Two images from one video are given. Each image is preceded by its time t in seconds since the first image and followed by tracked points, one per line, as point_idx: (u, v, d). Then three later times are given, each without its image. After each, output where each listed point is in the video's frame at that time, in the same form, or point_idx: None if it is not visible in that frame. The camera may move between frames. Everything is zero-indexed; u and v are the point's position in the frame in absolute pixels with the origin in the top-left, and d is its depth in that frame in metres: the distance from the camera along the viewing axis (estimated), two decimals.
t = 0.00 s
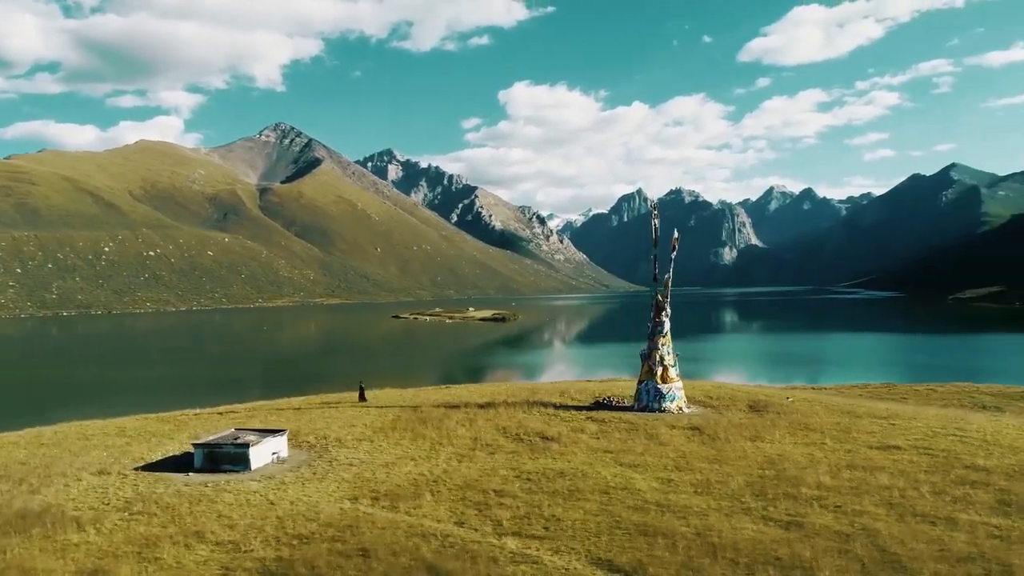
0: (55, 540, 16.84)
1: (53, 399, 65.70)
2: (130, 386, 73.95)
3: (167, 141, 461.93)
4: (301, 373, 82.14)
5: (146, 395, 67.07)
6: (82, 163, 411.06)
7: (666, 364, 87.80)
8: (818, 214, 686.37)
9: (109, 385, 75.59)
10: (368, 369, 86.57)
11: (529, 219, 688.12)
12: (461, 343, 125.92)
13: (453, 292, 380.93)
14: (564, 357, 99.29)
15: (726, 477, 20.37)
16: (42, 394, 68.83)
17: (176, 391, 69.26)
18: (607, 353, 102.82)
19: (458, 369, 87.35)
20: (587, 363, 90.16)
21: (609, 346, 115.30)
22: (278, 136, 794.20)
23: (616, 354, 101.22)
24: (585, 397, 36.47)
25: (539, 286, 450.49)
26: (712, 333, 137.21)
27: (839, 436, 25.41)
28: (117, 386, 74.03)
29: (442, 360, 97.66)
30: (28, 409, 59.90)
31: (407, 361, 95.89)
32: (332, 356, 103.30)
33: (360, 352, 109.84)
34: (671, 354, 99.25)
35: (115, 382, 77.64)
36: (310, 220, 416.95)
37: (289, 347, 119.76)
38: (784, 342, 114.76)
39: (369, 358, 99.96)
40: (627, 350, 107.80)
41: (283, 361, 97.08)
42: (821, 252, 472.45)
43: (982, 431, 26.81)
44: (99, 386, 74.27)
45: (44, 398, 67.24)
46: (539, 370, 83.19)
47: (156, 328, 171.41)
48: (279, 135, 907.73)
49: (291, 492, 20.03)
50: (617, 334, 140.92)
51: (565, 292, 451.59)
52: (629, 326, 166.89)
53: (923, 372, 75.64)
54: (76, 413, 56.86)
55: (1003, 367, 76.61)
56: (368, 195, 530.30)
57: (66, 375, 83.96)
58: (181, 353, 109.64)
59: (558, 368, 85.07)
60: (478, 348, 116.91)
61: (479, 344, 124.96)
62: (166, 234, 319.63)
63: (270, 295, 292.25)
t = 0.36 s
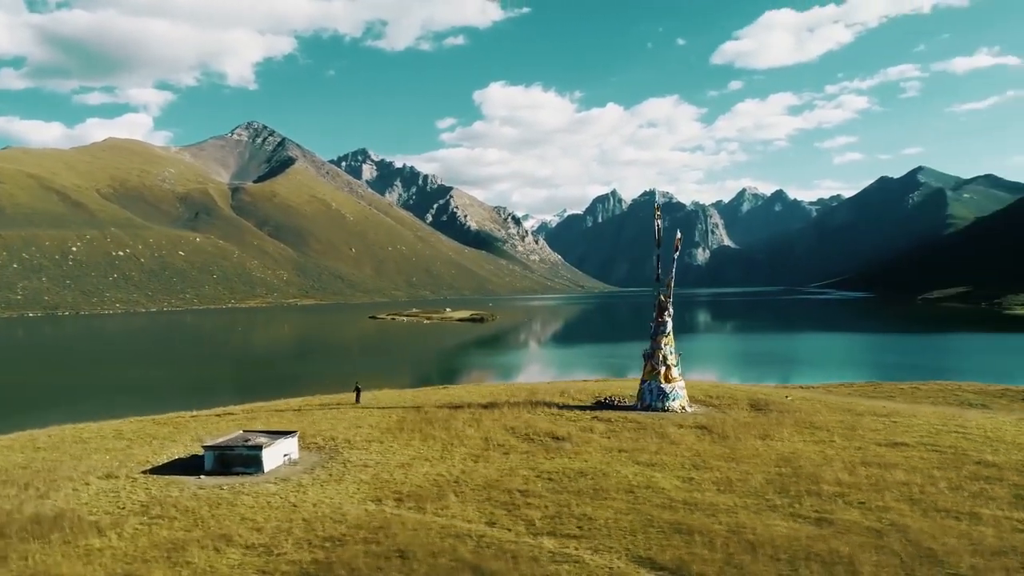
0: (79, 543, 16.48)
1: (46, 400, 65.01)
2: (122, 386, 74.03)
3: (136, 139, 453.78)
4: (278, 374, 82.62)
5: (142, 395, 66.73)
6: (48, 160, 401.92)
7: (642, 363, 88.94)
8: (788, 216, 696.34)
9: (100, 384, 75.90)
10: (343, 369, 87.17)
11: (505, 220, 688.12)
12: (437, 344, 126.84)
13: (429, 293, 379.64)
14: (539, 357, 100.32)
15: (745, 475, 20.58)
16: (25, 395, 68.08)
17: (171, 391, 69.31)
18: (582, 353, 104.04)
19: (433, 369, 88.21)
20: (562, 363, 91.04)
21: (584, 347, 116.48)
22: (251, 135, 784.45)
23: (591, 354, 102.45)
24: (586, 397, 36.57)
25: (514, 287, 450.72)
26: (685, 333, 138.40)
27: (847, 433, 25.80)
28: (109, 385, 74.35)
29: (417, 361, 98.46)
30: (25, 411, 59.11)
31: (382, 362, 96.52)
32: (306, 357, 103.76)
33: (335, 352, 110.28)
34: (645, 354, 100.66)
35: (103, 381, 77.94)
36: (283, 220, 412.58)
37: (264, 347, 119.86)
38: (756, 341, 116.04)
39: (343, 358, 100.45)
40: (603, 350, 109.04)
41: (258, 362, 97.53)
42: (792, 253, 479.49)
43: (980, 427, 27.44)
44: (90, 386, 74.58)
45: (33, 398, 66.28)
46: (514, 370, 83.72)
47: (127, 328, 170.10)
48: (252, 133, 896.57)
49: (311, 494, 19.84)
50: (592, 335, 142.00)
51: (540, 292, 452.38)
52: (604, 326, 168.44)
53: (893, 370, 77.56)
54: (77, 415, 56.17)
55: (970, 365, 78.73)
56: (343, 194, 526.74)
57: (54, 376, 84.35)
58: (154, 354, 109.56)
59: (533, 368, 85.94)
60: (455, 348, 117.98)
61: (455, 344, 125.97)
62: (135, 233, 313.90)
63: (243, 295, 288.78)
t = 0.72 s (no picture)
0: (103, 549, 16.12)
1: (46, 401, 64.74)
2: (119, 386, 74.04)
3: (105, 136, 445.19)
4: (254, 374, 82.61)
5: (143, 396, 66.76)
6: (13, 157, 392.16)
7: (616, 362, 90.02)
8: (760, 218, 705.73)
9: (83, 385, 75.66)
10: (318, 370, 87.28)
11: (480, 220, 687.19)
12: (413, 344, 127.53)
13: (404, 293, 378.12)
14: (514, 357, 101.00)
15: (763, 472, 20.82)
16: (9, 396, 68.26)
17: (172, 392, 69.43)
18: (557, 353, 104.72)
19: (410, 369, 88.79)
20: (537, 363, 91.75)
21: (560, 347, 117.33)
22: (223, 134, 774.30)
23: (567, 354, 103.29)
24: (586, 397, 36.69)
25: (490, 288, 450.42)
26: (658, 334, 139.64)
27: (853, 432, 26.19)
28: (107, 386, 74.35)
29: (392, 361, 98.84)
30: (29, 413, 58.76)
31: (357, 362, 96.68)
32: (280, 357, 103.78)
33: (310, 352, 110.16)
34: (618, 353, 101.75)
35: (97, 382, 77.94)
36: (257, 219, 407.88)
37: (237, 348, 119.24)
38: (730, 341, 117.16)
39: (318, 359, 100.47)
40: (578, 350, 109.88)
41: (232, 363, 97.27)
42: (765, 255, 485.63)
43: (979, 424, 28.01)
44: (87, 386, 74.58)
45: (31, 399, 65.85)
46: (489, 370, 84.11)
47: (96, 329, 167.94)
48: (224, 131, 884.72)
49: (332, 495, 19.71)
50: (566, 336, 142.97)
51: (516, 293, 452.95)
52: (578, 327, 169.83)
53: (867, 368, 79.10)
54: (83, 416, 56.08)
55: (941, 364, 80.56)
56: (317, 194, 522.45)
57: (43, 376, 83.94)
58: (125, 355, 108.66)
59: (508, 368, 86.56)
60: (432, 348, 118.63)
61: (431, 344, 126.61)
62: (105, 232, 307.84)
63: (215, 296, 284.75)
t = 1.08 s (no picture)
0: (124, 555, 15.78)
1: (41, 403, 63.79)
2: (110, 388, 73.09)
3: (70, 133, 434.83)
4: (223, 376, 81.63)
5: (139, 397, 66.10)
6: None
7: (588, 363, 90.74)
8: (731, 219, 714.53)
9: (50, 387, 74.41)
10: (289, 371, 86.55)
11: (454, 220, 685.18)
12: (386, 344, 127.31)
13: (378, 294, 375.60)
14: (485, 358, 101.12)
15: (777, 470, 21.10)
16: None
17: (168, 393, 69.02)
18: (530, 354, 105.02)
19: (382, 370, 88.54)
20: (511, 364, 91.93)
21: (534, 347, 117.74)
22: (191, 131, 761.13)
23: (539, 355, 103.79)
24: (585, 396, 36.79)
25: (464, 288, 449.45)
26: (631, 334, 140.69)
27: (856, 429, 26.63)
28: (100, 388, 73.53)
29: (364, 362, 98.36)
30: (19, 414, 58.23)
31: (328, 363, 96.06)
32: (249, 358, 102.70)
33: (278, 354, 109.02)
34: (590, 353, 102.54)
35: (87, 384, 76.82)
36: (227, 218, 401.88)
37: (205, 349, 117.59)
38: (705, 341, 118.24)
39: (287, 360, 99.63)
40: (551, 350, 110.41)
41: (199, 364, 95.74)
42: (736, 256, 491.90)
43: (973, 422, 28.65)
44: (79, 387, 73.71)
45: (17, 401, 65.05)
46: (462, 371, 84.06)
47: (60, 331, 164.50)
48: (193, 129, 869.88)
49: (352, 498, 19.48)
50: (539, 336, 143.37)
51: (490, 293, 452.95)
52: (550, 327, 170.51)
53: (844, 367, 80.53)
54: (74, 417, 55.74)
55: (912, 363, 82.33)
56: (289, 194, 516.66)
57: (24, 378, 82.41)
58: (87, 357, 106.53)
59: (481, 369, 86.66)
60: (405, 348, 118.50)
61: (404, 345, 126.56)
62: (70, 231, 300.70)
63: (185, 297, 279.90)
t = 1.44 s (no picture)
0: (147, 561, 15.42)
1: (17, 406, 62.76)
2: (78, 390, 72.09)
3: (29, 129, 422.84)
4: (187, 378, 80.45)
5: (105, 399, 65.44)
6: None
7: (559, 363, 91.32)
8: (699, 220, 722.71)
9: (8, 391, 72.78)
10: (256, 372, 85.52)
11: (425, 220, 682.09)
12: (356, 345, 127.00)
13: (348, 294, 372.15)
14: (454, 359, 101.13)
15: (788, 467, 21.38)
16: None
17: (146, 394, 68.51)
18: (500, 354, 105.28)
19: (351, 371, 88.13)
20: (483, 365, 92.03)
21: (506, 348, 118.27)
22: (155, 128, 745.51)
23: (509, 355, 104.21)
24: (581, 397, 36.86)
25: (435, 289, 447.51)
26: (601, 334, 142.09)
27: (855, 427, 27.07)
28: (74, 390, 72.53)
29: (332, 363, 97.71)
30: None
31: (296, 364, 95.19)
32: (215, 360, 101.23)
33: (244, 355, 107.70)
34: (560, 354, 103.26)
35: (52, 386, 75.36)
36: (194, 217, 394.76)
37: (168, 351, 115.66)
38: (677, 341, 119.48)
39: (253, 361, 98.40)
40: (521, 351, 110.98)
41: (162, 366, 94.05)
42: (704, 257, 497.70)
43: (964, 419, 29.38)
44: (52, 390, 72.67)
45: None
46: (433, 372, 84.00)
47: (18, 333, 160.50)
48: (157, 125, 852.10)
49: (369, 500, 19.29)
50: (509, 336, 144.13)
51: (461, 294, 451.35)
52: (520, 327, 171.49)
53: (816, 366, 81.93)
54: (42, 419, 55.26)
55: (882, 362, 84.13)
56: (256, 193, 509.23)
57: None
58: (44, 360, 104.11)
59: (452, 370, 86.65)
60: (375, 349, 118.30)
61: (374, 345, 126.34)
62: (29, 230, 292.26)
63: (150, 297, 273.98)
